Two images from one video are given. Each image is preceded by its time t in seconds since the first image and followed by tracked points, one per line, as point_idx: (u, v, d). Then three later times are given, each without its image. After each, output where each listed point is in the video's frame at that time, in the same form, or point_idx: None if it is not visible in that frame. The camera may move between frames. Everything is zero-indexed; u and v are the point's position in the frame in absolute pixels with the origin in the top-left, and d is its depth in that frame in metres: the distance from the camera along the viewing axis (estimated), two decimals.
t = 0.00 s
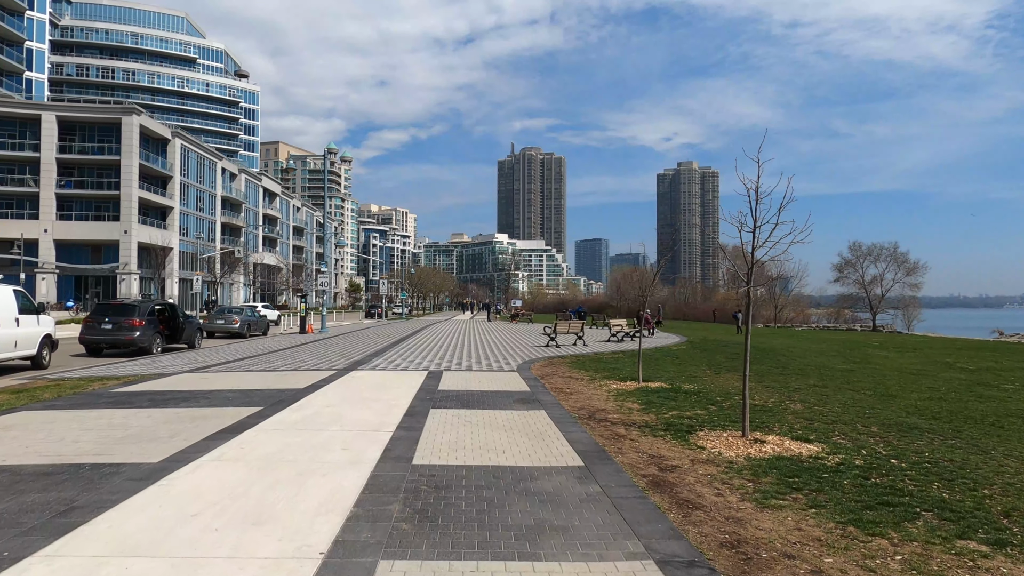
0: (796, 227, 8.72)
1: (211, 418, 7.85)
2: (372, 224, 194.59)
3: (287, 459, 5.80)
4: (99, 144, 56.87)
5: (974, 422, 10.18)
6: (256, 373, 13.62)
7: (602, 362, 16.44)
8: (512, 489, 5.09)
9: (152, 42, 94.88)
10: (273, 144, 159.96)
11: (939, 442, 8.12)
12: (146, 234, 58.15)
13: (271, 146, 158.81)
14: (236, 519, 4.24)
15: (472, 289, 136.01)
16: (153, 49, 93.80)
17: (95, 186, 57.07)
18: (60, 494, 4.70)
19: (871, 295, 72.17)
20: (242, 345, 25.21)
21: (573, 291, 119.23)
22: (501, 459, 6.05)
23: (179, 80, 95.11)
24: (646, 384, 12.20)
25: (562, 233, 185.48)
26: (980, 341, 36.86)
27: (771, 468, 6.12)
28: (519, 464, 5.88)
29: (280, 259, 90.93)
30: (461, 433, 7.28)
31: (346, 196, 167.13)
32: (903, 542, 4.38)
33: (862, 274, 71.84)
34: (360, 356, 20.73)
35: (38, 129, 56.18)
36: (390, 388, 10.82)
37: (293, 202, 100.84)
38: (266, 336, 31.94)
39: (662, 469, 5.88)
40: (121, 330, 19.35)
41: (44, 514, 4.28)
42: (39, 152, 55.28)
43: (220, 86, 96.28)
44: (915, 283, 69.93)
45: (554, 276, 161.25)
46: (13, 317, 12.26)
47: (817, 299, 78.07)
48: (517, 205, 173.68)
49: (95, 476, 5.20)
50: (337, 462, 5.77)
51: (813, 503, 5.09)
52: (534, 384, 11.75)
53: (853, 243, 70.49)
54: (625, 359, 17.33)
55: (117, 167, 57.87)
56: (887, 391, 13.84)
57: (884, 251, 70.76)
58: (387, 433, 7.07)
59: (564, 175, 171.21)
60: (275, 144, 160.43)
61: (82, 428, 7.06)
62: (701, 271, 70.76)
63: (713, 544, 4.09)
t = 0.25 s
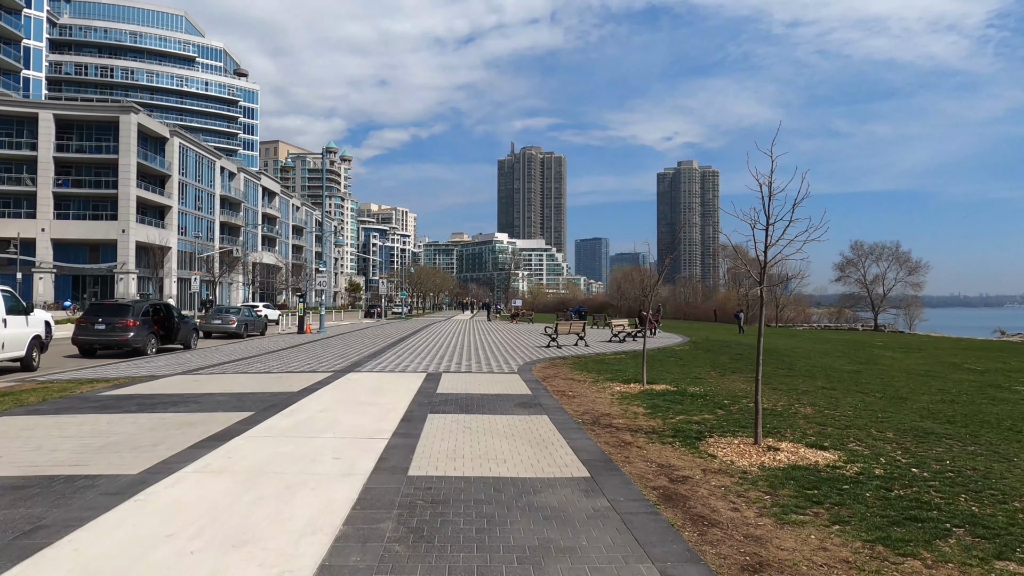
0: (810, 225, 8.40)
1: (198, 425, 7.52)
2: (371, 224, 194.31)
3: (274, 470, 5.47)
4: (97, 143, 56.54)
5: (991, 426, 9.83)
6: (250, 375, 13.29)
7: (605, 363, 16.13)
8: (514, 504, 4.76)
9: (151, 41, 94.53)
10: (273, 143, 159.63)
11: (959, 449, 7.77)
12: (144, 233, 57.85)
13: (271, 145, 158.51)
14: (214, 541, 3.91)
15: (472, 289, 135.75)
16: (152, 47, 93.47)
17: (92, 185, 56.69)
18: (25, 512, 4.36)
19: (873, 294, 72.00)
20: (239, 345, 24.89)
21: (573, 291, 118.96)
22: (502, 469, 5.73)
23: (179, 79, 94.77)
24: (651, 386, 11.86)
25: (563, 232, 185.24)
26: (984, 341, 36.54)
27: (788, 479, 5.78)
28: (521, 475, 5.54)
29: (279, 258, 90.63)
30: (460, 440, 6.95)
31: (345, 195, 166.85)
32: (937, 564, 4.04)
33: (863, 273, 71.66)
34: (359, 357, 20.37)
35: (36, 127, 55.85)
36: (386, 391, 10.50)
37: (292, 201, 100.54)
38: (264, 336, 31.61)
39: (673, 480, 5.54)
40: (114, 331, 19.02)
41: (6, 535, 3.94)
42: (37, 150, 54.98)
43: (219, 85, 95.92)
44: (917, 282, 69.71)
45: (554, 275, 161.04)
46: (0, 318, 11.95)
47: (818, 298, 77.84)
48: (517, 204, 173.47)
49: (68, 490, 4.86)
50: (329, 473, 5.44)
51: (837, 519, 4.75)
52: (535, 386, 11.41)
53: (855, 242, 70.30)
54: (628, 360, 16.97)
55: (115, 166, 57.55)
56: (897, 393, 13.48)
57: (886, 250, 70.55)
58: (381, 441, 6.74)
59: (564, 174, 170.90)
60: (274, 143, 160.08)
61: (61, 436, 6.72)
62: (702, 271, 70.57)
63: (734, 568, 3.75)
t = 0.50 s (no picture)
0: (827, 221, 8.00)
1: (183, 428, 7.17)
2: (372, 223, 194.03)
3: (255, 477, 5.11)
4: (94, 141, 56.20)
5: (1007, 428, 9.46)
6: (242, 374, 12.96)
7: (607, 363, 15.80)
8: (512, 514, 4.42)
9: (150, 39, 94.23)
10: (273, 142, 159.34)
11: (979, 453, 7.40)
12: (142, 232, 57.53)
13: (272, 144, 158.26)
14: (183, 558, 3.56)
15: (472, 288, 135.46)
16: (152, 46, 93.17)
17: (90, 184, 56.26)
18: None
19: (875, 293, 71.68)
20: (234, 344, 24.53)
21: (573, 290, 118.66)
22: (499, 475, 5.40)
23: (178, 78, 94.45)
24: (654, 387, 11.50)
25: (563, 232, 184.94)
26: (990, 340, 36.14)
27: (804, 486, 5.43)
28: (520, 482, 5.19)
29: (279, 258, 90.33)
30: (457, 443, 6.60)
31: (346, 194, 166.56)
32: None
33: (866, 272, 71.31)
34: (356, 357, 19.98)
35: (33, 126, 55.55)
36: (382, 392, 10.15)
37: (292, 200, 100.24)
38: (262, 335, 31.27)
39: (681, 488, 5.20)
40: (107, 330, 18.68)
41: None
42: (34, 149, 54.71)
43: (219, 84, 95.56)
44: (919, 282, 69.34)
45: (555, 274, 160.67)
46: None
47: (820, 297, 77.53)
48: (517, 204, 173.19)
49: (33, 500, 4.52)
50: (315, 480, 5.11)
51: (861, 530, 4.40)
52: (535, 387, 11.05)
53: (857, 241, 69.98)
54: (631, 360, 16.62)
55: (113, 164, 57.19)
56: (907, 394, 13.10)
57: (889, 249, 70.20)
58: (373, 444, 6.39)
59: (565, 173, 170.61)
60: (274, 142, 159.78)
61: (36, 439, 6.38)
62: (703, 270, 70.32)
63: None
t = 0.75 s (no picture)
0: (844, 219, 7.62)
1: (167, 437, 6.81)
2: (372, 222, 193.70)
3: (236, 494, 4.75)
4: (92, 139, 55.84)
5: None
6: (234, 377, 12.62)
7: (609, 365, 15.45)
8: (513, 537, 4.07)
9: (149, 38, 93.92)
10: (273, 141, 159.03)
11: (1005, 463, 7.00)
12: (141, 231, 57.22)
13: (272, 143, 157.95)
14: None
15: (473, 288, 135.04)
16: (151, 45, 92.82)
17: (88, 183, 55.95)
18: None
19: (877, 293, 71.27)
20: (230, 345, 24.21)
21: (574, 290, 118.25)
22: (498, 491, 5.04)
23: (178, 76, 94.12)
24: (659, 390, 11.13)
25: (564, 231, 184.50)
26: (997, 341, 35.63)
27: (825, 503, 5.06)
28: (522, 499, 4.83)
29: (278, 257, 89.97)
30: (454, 454, 6.25)
31: (346, 193, 166.21)
32: None
33: (868, 271, 70.93)
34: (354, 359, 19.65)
35: (31, 124, 55.26)
36: (378, 396, 9.80)
37: (292, 199, 99.91)
38: (260, 335, 30.98)
39: (694, 506, 4.84)
40: (100, 331, 18.34)
41: None
42: (32, 147, 54.42)
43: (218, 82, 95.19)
44: (922, 281, 68.91)
45: (555, 273, 160.28)
46: None
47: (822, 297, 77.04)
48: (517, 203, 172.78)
49: None
50: (299, 497, 4.75)
51: (892, 555, 4.05)
52: (536, 391, 10.69)
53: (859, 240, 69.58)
54: (634, 362, 16.25)
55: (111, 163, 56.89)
56: (918, 397, 12.70)
57: (891, 248, 69.79)
58: (365, 456, 6.03)
59: (565, 172, 170.15)
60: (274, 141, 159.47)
61: (10, 450, 6.03)
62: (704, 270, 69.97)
63: None
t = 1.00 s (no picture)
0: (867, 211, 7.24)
1: (155, 439, 6.50)
2: (373, 222, 193.56)
3: (219, 503, 4.42)
4: (92, 138, 55.59)
5: None
6: (229, 377, 12.31)
7: (614, 364, 15.11)
8: (519, 551, 3.72)
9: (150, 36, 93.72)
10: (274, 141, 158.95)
11: None
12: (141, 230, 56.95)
13: (273, 142, 157.71)
14: None
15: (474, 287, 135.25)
16: (152, 44, 92.60)
17: (88, 181, 55.73)
18: None
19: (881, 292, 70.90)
20: (227, 344, 23.88)
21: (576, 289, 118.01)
22: (502, 498, 4.69)
23: (178, 75, 93.90)
24: (667, 390, 10.81)
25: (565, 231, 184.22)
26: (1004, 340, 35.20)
27: (852, 511, 4.73)
28: (528, 508, 4.49)
29: (279, 256, 89.76)
30: (456, 457, 5.92)
31: (347, 193, 166.08)
32: None
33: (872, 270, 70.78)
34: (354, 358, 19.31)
35: (30, 122, 55.01)
36: (378, 396, 9.47)
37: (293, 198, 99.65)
38: (260, 334, 30.70)
39: (713, 514, 4.51)
40: (96, 329, 18.04)
41: None
42: (31, 146, 54.19)
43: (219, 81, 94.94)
44: (926, 280, 68.53)
45: (556, 273, 159.98)
46: None
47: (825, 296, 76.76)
48: (518, 202, 172.58)
49: None
50: (288, 506, 4.41)
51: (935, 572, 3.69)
52: (541, 391, 10.36)
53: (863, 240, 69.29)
54: (640, 362, 15.91)
55: (111, 161, 56.66)
56: (932, 397, 12.33)
57: (895, 248, 69.46)
58: (362, 459, 5.73)
59: (566, 172, 169.99)
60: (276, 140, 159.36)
61: None
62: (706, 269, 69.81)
63: None
